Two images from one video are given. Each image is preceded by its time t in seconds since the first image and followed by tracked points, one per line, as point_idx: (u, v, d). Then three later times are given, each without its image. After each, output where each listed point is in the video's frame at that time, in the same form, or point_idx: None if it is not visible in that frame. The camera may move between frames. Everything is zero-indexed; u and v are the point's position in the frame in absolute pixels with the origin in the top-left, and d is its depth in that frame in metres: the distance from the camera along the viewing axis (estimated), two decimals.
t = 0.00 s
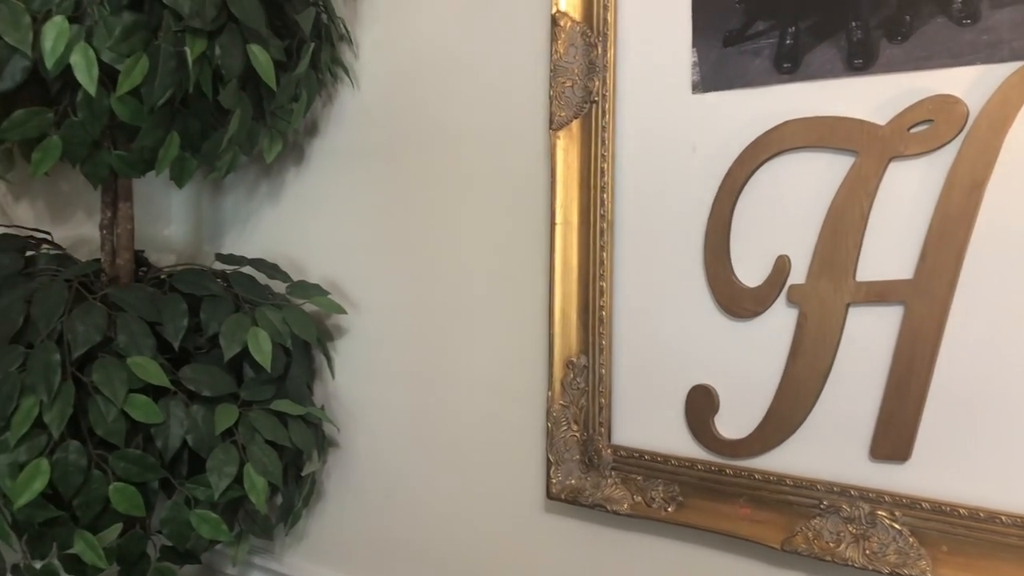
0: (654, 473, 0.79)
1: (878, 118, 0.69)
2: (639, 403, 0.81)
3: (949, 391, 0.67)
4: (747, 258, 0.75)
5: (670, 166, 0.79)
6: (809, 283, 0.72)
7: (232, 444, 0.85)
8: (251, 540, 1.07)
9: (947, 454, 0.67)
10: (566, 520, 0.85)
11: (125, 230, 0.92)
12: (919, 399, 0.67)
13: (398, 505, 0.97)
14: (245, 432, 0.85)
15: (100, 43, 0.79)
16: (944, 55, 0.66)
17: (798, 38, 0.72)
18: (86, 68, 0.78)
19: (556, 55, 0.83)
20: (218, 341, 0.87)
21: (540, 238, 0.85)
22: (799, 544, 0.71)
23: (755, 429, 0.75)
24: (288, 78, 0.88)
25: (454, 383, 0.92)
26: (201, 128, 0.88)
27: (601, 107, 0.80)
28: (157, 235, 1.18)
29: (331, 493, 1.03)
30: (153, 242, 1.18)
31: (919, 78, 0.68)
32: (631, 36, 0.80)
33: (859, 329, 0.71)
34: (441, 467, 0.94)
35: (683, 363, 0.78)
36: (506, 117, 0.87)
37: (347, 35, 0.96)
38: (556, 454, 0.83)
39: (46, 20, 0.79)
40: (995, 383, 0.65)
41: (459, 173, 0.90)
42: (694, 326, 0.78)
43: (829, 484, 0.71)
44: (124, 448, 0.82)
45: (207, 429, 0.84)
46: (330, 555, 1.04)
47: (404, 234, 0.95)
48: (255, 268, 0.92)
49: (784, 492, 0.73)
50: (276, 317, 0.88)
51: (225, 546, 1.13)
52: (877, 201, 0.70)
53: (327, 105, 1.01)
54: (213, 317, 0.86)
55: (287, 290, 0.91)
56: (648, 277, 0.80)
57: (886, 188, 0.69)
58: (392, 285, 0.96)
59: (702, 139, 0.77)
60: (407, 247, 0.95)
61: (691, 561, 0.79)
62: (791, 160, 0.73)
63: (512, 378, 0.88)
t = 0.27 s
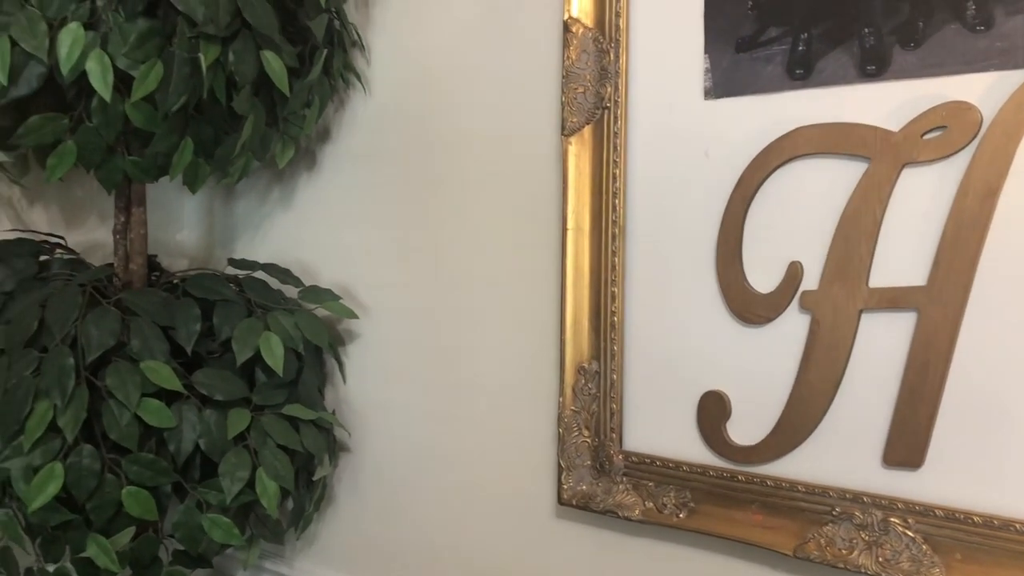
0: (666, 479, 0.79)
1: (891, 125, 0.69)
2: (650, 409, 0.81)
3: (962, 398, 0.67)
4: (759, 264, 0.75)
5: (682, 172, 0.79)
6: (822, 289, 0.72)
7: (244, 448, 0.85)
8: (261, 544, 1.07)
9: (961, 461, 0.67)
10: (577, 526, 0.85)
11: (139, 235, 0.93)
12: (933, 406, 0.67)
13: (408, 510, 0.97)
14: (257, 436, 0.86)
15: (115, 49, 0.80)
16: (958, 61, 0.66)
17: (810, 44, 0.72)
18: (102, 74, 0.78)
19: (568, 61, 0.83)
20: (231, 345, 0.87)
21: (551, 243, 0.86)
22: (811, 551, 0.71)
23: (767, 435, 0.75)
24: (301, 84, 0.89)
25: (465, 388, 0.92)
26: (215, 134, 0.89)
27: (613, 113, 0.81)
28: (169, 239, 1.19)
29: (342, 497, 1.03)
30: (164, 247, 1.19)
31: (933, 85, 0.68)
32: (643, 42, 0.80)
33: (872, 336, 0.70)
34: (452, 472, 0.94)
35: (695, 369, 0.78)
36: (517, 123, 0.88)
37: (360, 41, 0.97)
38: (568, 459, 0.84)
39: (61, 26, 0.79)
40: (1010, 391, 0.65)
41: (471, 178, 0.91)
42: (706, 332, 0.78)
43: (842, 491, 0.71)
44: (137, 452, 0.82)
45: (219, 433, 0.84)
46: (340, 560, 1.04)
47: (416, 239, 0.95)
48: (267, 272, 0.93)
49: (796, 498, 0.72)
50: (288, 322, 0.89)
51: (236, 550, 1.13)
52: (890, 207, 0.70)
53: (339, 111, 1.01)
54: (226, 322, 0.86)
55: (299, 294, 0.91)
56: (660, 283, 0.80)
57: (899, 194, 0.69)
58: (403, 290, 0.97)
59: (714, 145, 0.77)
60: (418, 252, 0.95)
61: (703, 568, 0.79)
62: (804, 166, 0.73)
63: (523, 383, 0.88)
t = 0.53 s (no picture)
0: (678, 488, 0.79)
1: (905, 134, 0.69)
2: (663, 417, 0.81)
3: (976, 408, 0.66)
4: (772, 273, 0.75)
5: (694, 181, 0.79)
6: (835, 298, 0.72)
7: (256, 454, 0.86)
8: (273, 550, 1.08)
9: (975, 471, 0.66)
10: (588, 534, 0.85)
11: (153, 242, 0.93)
12: (946, 417, 0.67)
13: (420, 516, 0.98)
14: (270, 443, 0.86)
15: (132, 57, 0.80)
16: (971, 71, 0.66)
17: (824, 54, 0.72)
18: (118, 82, 0.79)
19: (581, 70, 0.83)
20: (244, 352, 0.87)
21: (564, 252, 0.86)
22: (825, 560, 0.71)
23: (780, 444, 0.75)
24: (315, 93, 0.89)
25: (477, 395, 0.93)
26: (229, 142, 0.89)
27: (625, 122, 0.81)
28: (182, 246, 1.20)
29: (354, 504, 1.04)
30: (177, 253, 1.20)
31: (947, 94, 0.68)
32: (656, 52, 0.81)
33: (885, 345, 0.70)
34: (463, 479, 0.94)
35: (708, 377, 0.78)
36: (530, 131, 0.88)
37: (373, 50, 0.97)
38: (580, 468, 0.84)
39: (79, 36, 0.80)
40: None
41: (484, 186, 0.91)
42: (719, 341, 0.78)
43: (855, 500, 0.70)
44: (151, 458, 0.82)
45: (232, 440, 0.85)
46: (352, 566, 1.04)
47: (428, 247, 0.96)
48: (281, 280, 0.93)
49: (809, 508, 0.72)
50: (301, 329, 0.89)
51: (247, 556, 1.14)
52: (903, 217, 0.70)
53: (352, 119, 1.02)
54: (239, 329, 0.87)
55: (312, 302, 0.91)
56: (673, 291, 0.80)
57: (913, 204, 0.69)
58: (415, 298, 0.97)
59: (727, 154, 0.77)
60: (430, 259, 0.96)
61: None
62: (817, 176, 0.73)
63: (535, 390, 0.88)
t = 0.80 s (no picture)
0: (689, 496, 0.79)
1: (917, 144, 0.69)
2: (673, 426, 0.81)
3: (989, 418, 0.66)
4: (784, 282, 0.75)
5: (706, 190, 0.79)
6: (847, 307, 0.72)
7: (268, 460, 0.86)
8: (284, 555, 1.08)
9: (987, 481, 0.66)
10: (598, 542, 0.85)
11: (165, 249, 0.94)
12: (958, 426, 0.67)
13: (430, 523, 0.98)
14: (281, 449, 0.87)
15: (147, 66, 0.80)
16: (984, 81, 0.66)
17: (835, 63, 0.72)
18: (134, 91, 0.79)
19: (592, 79, 0.84)
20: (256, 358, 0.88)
21: (574, 260, 0.86)
22: (836, 570, 0.71)
23: (791, 453, 0.75)
24: (327, 101, 0.90)
25: (487, 402, 0.93)
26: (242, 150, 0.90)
27: (636, 131, 0.81)
28: (193, 252, 1.21)
29: (364, 510, 1.04)
30: (189, 259, 1.20)
31: (959, 104, 0.68)
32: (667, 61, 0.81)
33: (897, 355, 0.70)
34: (473, 486, 0.94)
35: (718, 386, 0.78)
36: (540, 139, 0.89)
37: (385, 57, 0.98)
38: (590, 475, 0.84)
39: (94, 44, 0.80)
40: None
41: (495, 194, 0.92)
42: (731, 349, 0.78)
43: (866, 510, 0.70)
44: (163, 464, 0.83)
45: (244, 446, 0.85)
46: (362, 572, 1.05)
47: (439, 254, 0.96)
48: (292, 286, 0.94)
49: (820, 517, 0.72)
50: (312, 336, 0.89)
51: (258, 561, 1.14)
52: (915, 226, 0.70)
53: (364, 127, 1.03)
54: (251, 335, 0.87)
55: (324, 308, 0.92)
56: (684, 300, 0.80)
57: (925, 213, 0.69)
58: (425, 305, 0.98)
59: (739, 163, 0.77)
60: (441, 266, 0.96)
61: None
62: (828, 185, 0.73)
63: (545, 397, 0.88)
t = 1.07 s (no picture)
0: (701, 506, 0.78)
1: (931, 154, 0.69)
2: (685, 435, 0.81)
3: (1004, 430, 0.66)
4: (797, 292, 0.75)
5: (718, 200, 0.79)
6: (861, 318, 0.72)
7: (280, 467, 0.86)
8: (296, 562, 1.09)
9: (1002, 493, 0.66)
10: (610, 551, 0.85)
11: (180, 256, 0.94)
12: (973, 437, 0.66)
13: (441, 531, 0.98)
14: (293, 456, 0.87)
15: (162, 75, 0.81)
16: (999, 91, 0.66)
17: (849, 74, 0.72)
18: (149, 99, 0.80)
19: (605, 89, 0.84)
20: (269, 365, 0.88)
21: (587, 269, 0.86)
22: None
23: (804, 463, 0.74)
24: (341, 110, 0.90)
25: (498, 409, 0.93)
26: (257, 158, 0.91)
27: (649, 140, 0.81)
28: (206, 259, 1.21)
29: (375, 517, 1.05)
30: (201, 266, 1.21)
31: (973, 114, 0.67)
32: (680, 71, 0.81)
33: (911, 366, 0.70)
34: (485, 493, 0.94)
35: (731, 396, 0.78)
36: (552, 148, 0.89)
37: (398, 66, 0.99)
38: (602, 484, 0.84)
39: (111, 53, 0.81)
40: None
41: (507, 203, 0.92)
42: (744, 359, 0.78)
43: (880, 521, 0.70)
44: (176, 471, 0.83)
45: (257, 453, 0.85)
46: None
47: (451, 262, 0.97)
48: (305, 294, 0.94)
49: (833, 527, 0.72)
50: (325, 343, 0.90)
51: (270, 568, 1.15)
52: (929, 237, 0.70)
53: (377, 136, 1.04)
54: (264, 343, 0.88)
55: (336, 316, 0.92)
56: (697, 308, 0.80)
57: (939, 224, 0.69)
58: (437, 313, 0.98)
59: (752, 172, 0.78)
60: (452, 274, 0.97)
61: None
62: (842, 195, 0.73)
63: (557, 406, 0.88)
